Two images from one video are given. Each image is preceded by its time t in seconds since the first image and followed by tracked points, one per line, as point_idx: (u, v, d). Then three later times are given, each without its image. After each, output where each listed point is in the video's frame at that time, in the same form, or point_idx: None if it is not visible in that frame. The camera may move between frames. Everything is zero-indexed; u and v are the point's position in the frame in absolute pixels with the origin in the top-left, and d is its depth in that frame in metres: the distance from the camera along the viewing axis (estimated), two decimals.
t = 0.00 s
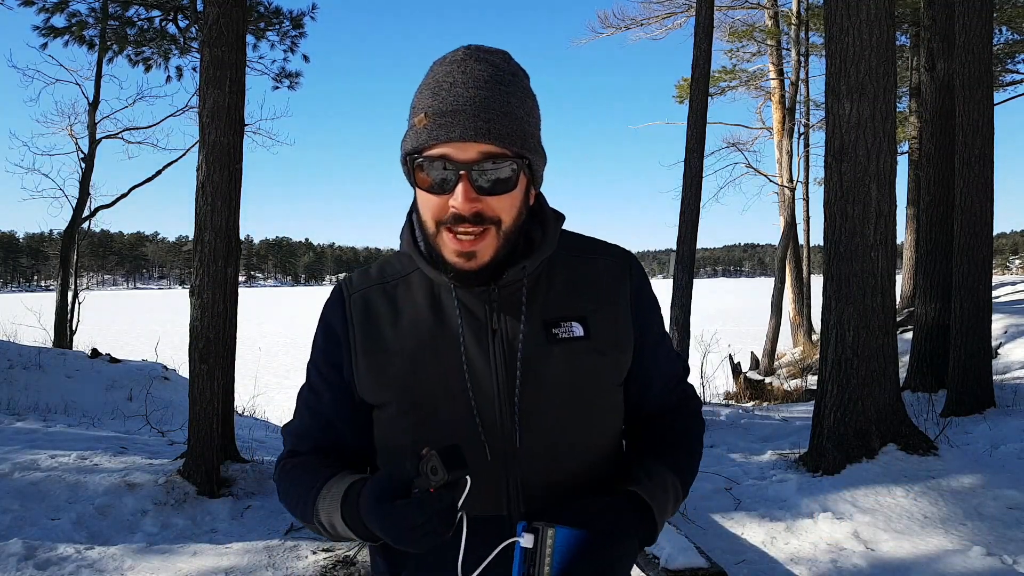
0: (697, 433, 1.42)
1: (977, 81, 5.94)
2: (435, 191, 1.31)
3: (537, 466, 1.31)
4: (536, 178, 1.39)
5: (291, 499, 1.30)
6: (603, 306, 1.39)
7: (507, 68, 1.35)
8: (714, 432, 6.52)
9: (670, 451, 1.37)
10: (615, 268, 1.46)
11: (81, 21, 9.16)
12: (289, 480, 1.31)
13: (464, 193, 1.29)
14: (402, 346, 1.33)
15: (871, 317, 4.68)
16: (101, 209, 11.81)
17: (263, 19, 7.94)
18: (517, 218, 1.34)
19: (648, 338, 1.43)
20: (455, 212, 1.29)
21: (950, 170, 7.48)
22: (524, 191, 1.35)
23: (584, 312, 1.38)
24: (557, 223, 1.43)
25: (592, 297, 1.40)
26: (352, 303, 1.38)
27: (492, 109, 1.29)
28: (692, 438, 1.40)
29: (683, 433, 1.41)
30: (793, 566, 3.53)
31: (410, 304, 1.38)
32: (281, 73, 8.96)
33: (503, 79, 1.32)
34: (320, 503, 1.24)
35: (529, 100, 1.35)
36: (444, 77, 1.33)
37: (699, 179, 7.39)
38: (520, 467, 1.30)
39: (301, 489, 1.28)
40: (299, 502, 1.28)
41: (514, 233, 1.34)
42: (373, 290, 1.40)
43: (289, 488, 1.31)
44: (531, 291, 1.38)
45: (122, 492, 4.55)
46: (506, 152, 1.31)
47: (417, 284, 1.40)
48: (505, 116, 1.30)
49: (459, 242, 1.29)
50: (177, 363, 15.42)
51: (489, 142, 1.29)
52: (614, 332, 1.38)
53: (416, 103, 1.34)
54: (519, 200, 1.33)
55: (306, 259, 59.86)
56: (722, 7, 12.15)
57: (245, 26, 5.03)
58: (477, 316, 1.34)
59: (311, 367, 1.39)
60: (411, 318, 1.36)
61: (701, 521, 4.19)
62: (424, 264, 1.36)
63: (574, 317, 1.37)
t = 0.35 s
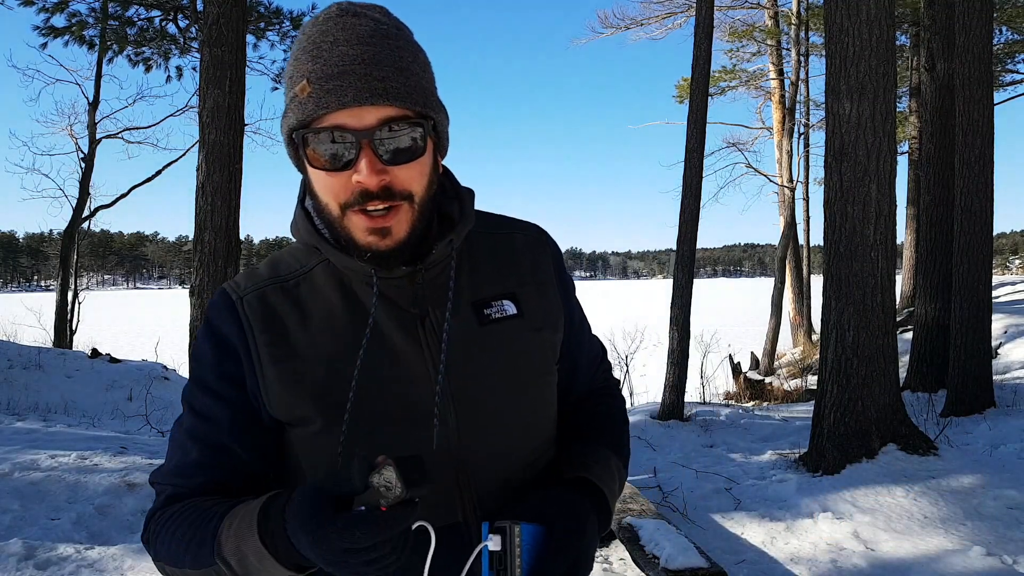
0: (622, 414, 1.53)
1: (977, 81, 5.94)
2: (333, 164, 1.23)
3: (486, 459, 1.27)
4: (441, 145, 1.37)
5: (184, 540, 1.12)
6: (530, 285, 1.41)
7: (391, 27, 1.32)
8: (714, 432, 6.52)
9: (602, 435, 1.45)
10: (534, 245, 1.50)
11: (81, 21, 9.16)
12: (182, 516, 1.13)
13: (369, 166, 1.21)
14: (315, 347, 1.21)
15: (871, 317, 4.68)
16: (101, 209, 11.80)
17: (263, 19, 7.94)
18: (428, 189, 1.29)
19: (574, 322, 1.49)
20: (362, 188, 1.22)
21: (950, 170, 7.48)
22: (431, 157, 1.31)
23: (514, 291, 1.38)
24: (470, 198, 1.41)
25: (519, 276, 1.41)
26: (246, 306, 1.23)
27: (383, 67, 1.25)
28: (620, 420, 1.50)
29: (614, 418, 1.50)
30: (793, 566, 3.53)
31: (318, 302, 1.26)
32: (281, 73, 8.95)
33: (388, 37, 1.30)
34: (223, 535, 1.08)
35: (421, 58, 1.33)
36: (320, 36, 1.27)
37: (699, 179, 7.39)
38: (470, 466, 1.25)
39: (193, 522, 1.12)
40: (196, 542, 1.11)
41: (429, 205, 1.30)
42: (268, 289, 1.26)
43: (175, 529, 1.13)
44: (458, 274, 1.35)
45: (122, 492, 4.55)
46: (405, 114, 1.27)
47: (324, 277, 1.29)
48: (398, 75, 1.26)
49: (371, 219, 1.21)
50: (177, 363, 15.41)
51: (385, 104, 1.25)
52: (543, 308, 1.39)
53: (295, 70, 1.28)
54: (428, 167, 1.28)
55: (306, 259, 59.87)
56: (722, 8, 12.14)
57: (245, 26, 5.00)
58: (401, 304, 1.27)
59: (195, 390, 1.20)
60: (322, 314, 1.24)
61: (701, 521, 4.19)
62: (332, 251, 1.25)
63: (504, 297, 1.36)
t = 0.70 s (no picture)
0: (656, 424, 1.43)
1: (977, 81, 5.94)
2: (394, 220, 1.14)
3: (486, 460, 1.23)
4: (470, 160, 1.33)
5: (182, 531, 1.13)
6: (545, 292, 1.37)
7: (445, 56, 1.20)
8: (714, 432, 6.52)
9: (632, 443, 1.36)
10: (547, 250, 1.45)
11: (81, 21, 9.16)
12: (180, 510, 1.15)
13: (437, 220, 1.16)
14: (317, 352, 1.19)
15: (871, 317, 4.68)
16: (101, 209, 11.80)
17: (263, 19, 7.93)
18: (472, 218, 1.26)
19: (588, 328, 1.44)
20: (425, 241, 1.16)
21: (950, 170, 7.47)
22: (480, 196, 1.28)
23: (525, 299, 1.34)
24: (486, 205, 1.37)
25: (532, 283, 1.37)
26: (245, 306, 1.21)
27: (452, 124, 1.17)
28: (652, 430, 1.41)
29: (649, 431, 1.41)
30: (793, 566, 3.53)
31: (322, 304, 1.24)
32: (281, 73, 8.95)
33: (447, 74, 1.19)
34: (210, 520, 1.08)
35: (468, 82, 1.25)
36: (378, 76, 1.13)
37: (699, 179, 7.39)
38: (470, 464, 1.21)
39: (192, 513, 1.13)
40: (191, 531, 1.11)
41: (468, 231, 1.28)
42: (270, 290, 1.24)
43: (178, 519, 1.15)
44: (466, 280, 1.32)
45: (122, 492, 4.55)
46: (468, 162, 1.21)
47: (329, 281, 1.28)
48: (466, 127, 1.18)
49: (428, 263, 1.18)
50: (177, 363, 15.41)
51: (458, 162, 1.18)
52: (556, 317, 1.35)
53: (350, 115, 1.14)
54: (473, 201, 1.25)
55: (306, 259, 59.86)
56: (723, 7, 12.13)
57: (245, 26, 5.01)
58: (410, 313, 1.24)
59: (191, 383, 1.20)
60: (325, 320, 1.22)
61: (701, 521, 4.19)
62: (352, 268, 1.22)
63: (513, 305, 1.33)
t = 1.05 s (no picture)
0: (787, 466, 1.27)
1: (977, 81, 5.94)
2: (461, 183, 1.17)
3: (579, 478, 1.15)
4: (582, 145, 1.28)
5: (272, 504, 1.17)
6: (664, 298, 1.26)
7: (540, 23, 1.18)
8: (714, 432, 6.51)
9: (744, 484, 1.23)
10: (679, 252, 1.32)
11: (81, 21, 9.16)
12: (269, 479, 1.20)
13: (502, 189, 1.15)
14: (410, 330, 1.22)
15: (871, 317, 4.68)
16: (101, 209, 11.80)
17: (264, 19, 7.93)
18: (563, 202, 1.23)
19: (721, 344, 1.28)
20: (490, 211, 1.16)
21: (950, 171, 7.47)
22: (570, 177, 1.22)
23: (639, 303, 1.26)
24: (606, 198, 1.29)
25: (652, 286, 1.27)
26: (353, 276, 1.28)
27: (527, 89, 1.14)
28: (781, 472, 1.25)
29: (780, 475, 1.25)
30: (793, 566, 3.54)
31: (422, 285, 1.27)
32: (282, 74, 8.95)
33: (538, 38, 1.16)
34: (303, 510, 1.11)
35: (567, 53, 1.21)
36: (461, 32, 1.15)
37: (699, 179, 7.39)
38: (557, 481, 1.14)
39: (282, 490, 1.16)
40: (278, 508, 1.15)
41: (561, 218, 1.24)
42: (378, 263, 1.31)
43: (268, 492, 1.19)
44: (571, 276, 1.26)
45: (122, 492, 4.55)
46: (549, 137, 1.17)
47: (432, 261, 1.30)
48: (545, 95, 1.15)
49: (496, 239, 1.17)
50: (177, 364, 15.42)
51: (532, 132, 1.15)
52: (674, 326, 1.24)
53: (430, 71, 1.18)
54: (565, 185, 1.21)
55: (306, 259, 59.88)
56: (722, 7, 12.14)
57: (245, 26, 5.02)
58: (506, 302, 1.22)
59: (303, 351, 1.27)
60: (423, 300, 1.25)
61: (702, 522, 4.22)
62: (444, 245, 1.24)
63: (625, 309, 1.25)
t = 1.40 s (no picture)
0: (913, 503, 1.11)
1: (977, 81, 5.94)
2: (554, 142, 1.18)
3: (668, 486, 1.09)
4: (683, 126, 1.25)
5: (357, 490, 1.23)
6: (774, 302, 1.18)
7: None
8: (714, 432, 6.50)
9: (852, 512, 1.09)
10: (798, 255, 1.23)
11: (81, 21, 9.15)
12: (362, 462, 1.25)
13: (595, 148, 1.14)
14: (508, 316, 1.22)
15: (871, 317, 4.68)
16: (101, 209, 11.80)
17: (264, 19, 7.93)
18: (659, 178, 1.19)
19: (842, 360, 1.17)
20: (582, 173, 1.15)
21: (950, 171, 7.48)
22: (668, 146, 1.19)
23: (746, 307, 1.18)
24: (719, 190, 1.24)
25: (763, 287, 1.20)
26: (456, 263, 1.32)
27: (619, 43, 1.15)
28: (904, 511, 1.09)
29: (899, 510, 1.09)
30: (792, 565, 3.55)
31: (518, 275, 1.28)
32: (282, 74, 8.95)
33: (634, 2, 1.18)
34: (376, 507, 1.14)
35: (667, 22, 1.21)
36: None
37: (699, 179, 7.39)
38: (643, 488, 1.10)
39: (369, 479, 1.21)
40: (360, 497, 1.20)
41: (659, 193, 1.20)
42: (480, 251, 1.33)
43: (358, 478, 1.24)
44: (670, 275, 1.21)
45: (122, 492, 4.55)
46: (643, 95, 1.17)
47: (530, 250, 1.31)
48: (639, 47, 1.15)
49: (588, 202, 1.15)
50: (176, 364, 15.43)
51: (623, 87, 1.15)
52: (785, 333, 1.16)
53: (527, 35, 1.23)
54: (660, 157, 1.18)
55: (306, 259, 59.76)
56: (722, 7, 12.14)
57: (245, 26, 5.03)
58: (598, 296, 1.21)
59: (410, 335, 1.31)
60: (518, 289, 1.26)
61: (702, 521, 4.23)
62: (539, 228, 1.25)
63: (731, 313, 1.18)
